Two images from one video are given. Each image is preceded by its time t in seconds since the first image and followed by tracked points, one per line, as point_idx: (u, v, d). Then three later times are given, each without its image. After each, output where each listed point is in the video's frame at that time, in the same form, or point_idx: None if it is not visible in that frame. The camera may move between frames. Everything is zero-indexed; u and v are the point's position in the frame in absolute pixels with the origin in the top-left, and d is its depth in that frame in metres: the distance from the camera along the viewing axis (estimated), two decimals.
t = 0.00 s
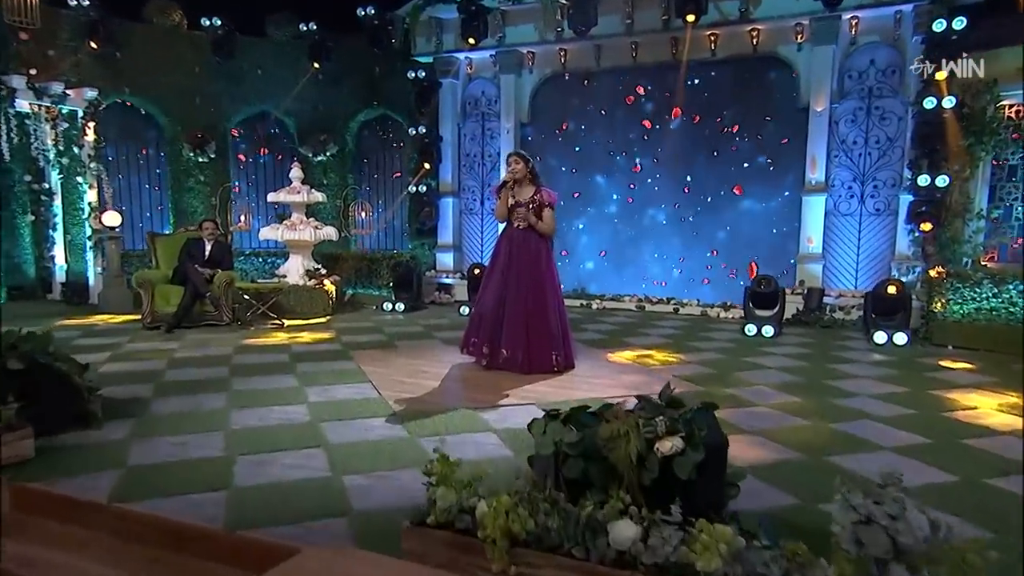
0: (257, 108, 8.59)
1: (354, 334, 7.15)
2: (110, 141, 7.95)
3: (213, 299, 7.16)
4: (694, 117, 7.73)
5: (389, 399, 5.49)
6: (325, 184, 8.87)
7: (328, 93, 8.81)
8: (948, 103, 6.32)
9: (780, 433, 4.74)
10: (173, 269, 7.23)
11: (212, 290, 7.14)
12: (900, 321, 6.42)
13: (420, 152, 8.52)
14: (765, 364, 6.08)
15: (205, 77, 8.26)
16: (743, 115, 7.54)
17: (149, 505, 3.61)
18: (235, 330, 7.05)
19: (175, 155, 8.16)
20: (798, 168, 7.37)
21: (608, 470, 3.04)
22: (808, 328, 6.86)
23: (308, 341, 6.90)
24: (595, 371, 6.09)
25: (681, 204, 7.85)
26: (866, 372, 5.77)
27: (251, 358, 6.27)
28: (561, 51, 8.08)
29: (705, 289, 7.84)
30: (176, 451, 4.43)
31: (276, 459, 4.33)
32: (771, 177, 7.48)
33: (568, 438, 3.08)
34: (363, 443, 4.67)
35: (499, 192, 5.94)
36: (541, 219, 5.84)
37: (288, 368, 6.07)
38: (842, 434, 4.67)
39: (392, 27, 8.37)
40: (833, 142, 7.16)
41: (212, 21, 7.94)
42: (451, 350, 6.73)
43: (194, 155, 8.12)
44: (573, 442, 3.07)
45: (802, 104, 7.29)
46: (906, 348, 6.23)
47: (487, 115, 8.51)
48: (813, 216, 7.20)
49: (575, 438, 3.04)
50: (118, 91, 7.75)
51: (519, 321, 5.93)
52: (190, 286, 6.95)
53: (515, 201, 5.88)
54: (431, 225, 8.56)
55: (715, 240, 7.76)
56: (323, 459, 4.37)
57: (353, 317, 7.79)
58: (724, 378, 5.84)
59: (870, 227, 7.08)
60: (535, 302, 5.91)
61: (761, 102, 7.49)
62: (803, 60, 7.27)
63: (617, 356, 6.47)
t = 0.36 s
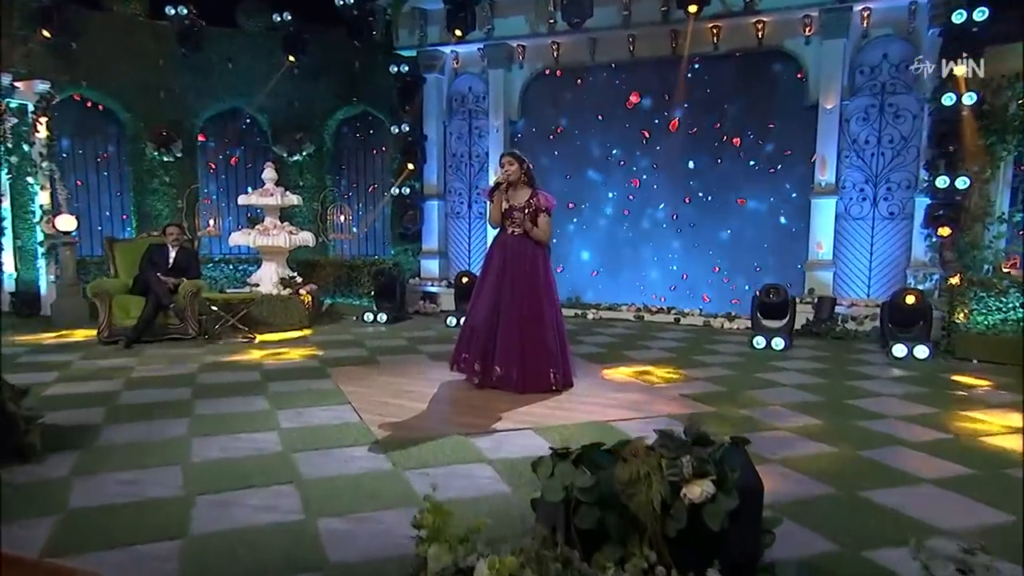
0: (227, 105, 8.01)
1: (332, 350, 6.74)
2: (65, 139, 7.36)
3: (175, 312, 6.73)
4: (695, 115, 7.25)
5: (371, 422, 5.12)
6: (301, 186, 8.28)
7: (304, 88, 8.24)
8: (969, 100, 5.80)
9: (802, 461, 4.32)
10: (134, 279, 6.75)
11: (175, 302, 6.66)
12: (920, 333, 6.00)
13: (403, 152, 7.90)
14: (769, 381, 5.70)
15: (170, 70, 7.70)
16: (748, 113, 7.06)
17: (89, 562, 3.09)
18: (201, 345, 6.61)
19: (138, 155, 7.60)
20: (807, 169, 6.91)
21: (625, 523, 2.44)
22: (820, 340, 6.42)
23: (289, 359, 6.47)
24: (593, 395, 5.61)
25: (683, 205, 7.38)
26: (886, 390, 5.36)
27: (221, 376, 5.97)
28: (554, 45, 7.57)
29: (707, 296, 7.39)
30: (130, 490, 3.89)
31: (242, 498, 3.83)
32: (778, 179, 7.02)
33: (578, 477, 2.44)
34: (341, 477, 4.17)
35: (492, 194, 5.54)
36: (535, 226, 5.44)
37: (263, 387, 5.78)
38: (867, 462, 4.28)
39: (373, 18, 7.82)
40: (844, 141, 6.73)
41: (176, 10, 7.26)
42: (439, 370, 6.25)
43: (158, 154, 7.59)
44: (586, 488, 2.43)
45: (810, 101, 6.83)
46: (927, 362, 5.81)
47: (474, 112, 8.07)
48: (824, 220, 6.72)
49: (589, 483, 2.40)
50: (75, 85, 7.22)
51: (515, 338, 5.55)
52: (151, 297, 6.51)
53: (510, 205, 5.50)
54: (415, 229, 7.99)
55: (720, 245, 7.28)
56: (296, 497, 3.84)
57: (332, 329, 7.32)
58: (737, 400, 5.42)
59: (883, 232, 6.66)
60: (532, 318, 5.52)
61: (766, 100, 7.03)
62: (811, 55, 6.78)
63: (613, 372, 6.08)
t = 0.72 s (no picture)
0: (187, 103, 7.39)
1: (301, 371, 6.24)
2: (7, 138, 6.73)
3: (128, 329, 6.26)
4: (691, 116, 6.81)
5: (344, 456, 4.61)
6: (270, 190, 7.66)
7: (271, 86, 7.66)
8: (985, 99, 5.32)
9: (822, 498, 3.89)
10: (80, 293, 6.22)
11: (127, 317, 6.17)
12: (936, 350, 5.61)
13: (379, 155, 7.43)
14: (773, 405, 5.31)
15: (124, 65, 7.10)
16: (747, 114, 6.64)
17: None
18: (156, 366, 6.15)
19: (87, 157, 7.01)
20: (811, 174, 6.49)
21: None
22: (828, 356, 6.00)
23: (256, 383, 5.96)
24: (588, 424, 5.14)
25: (680, 212, 6.92)
26: (903, 415, 4.96)
27: (177, 403, 5.48)
28: (540, 40, 7.08)
29: (705, 309, 6.96)
30: (60, 546, 3.32)
31: (191, 553, 3.27)
32: (780, 184, 6.59)
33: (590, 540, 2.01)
34: (308, 525, 3.60)
35: (479, 202, 5.09)
36: (528, 235, 5.02)
37: (225, 416, 5.29)
38: (895, 499, 3.85)
39: (347, 11, 7.26)
40: (850, 144, 6.32)
41: None
42: (419, 394, 5.76)
43: (110, 156, 6.97)
44: (600, 549, 1.99)
45: (813, 101, 6.41)
46: (943, 381, 5.43)
47: (455, 113, 7.57)
48: (830, 228, 6.30)
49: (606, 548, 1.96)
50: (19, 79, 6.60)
51: (504, 359, 5.11)
52: (100, 314, 5.99)
53: (499, 213, 5.04)
54: (393, 237, 7.42)
55: (718, 254, 6.85)
56: (258, 550, 3.28)
57: (302, 347, 6.80)
58: (743, 427, 5.00)
59: (893, 241, 6.26)
60: (523, 336, 5.08)
61: (767, 100, 6.59)
62: (815, 52, 6.37)
63: (604, 396, 5.61)
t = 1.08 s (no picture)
0: (140, 93, 6.75)
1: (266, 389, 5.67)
2: None
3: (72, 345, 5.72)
4: (689, 109, 6.34)
5: (316, 491, 4.05)
6: (233, 190, 7.08)
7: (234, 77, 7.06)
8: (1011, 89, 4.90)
9: (861, 537, 3.42)
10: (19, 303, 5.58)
11: (71, 332, 5.69)
12: (962, 362, 5.18)
13: (353, 152, 6.88)
14: (788, 425, 4.86)
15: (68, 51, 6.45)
16: (750, 107, 6.19)
17: None
18: (107, 385, 5.61)
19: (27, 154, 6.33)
20: (820, 171, 6.05)
21: None
22: (841, 369, 5.56)
23: (217, 405, 5.36)
24: (588, 450, 4.63)
25: (679, 212, 6.45)
26: (935, 437, 4.52)
27: (128, 430, 4.89)
28: (527, 27, 6.56)
29: (706, 318, 6.48)
30: None
31: None
32: (787, 183, 6.15)
33: None
34: None
35: (466, 204, 4.61)
36: (520, 240, 4.52)
37: (181, 445, 4.70)
38: (940, 537, 3.39)
39: None
40: (861, 139, 5.89)
41: None
42: (398, 417, 5.22)
43: (56, 152, 6.38)
44: None
45: (823, 93, 5.97)
46: (971, 396, 5.02)
47: (435, 106, 7.02)
48: (840, 230, 5.88)
49: None
50: None
51: (494, 376, 4.60)
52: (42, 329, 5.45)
53: (489, 216, 4.56)
54: (369, 241, 6.88)
55: (720, 259, 6.39)
56: None
57: (269, 363, 6.23)
58: (759, 452, 4.54)
59: (909, 243, 5.83)
60: (516, 352, 4.58)
61: (772, 92, 6.14)
62: (823, 41, 5.94)
63: (601, 416, 5.11)
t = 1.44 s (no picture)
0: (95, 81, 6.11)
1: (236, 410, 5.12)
2: None
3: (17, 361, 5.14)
4: (699, 100, 5.83)
5: (291, 534, 3.48)
6: (200, 188, 6.45)
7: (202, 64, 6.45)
8: None
9: None
10: None
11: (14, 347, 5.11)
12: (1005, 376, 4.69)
13: (331, 146, 6.31)
14: (818, 450, 4.36)
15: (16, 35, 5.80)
16: (765, 98, 5.69)
17: None
18: (56, 408, 5.01)
19: None
20: (843, 167, 5.56)
21: None
22: (869, 385, 5.06)
23: (180, 429, 4.78)
24: (596, 481, 4.10)
25: (688, 212, 5.94)
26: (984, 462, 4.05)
27: (75, 461, 4.29)
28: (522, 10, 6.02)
29: (715, 327, 5.98)
30: None
31: None
32: (808, 182, 5.65)
33: None
34: None
35: (459, 206, 4.08)
36: (519, 244, 3.98)
37: (135, 478, 4.11)
38: None
39: None
40: (887, 133, 5.40)
41: None
42: (381, 444, 4.66)
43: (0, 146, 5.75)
44: None
45: (845, 83, 5.48)
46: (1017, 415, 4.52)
47: (421, 97, 6.45)
48: (864, 232, 5.40)
49: None
50: None
51: (492, 396, 4.06)
52: None
53: (486, 219, 4.02)
54: (349, 244, 6.31)
55: (731, 262, 5.89)
56: None
57: (242, 379, 5.68)
58: (789, 483, 4.03)
59: (939, 246, 5.36)
60: (517, 368, 4.06)
61: (789, 82, 5.64)
62: (845, 26, 5.45)
63: (605, 437, 4.65)
